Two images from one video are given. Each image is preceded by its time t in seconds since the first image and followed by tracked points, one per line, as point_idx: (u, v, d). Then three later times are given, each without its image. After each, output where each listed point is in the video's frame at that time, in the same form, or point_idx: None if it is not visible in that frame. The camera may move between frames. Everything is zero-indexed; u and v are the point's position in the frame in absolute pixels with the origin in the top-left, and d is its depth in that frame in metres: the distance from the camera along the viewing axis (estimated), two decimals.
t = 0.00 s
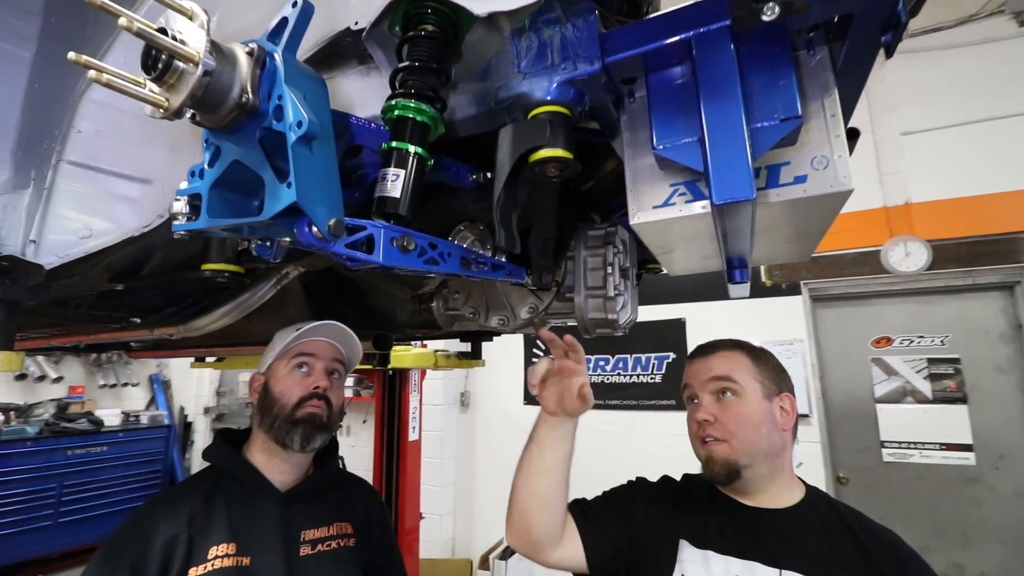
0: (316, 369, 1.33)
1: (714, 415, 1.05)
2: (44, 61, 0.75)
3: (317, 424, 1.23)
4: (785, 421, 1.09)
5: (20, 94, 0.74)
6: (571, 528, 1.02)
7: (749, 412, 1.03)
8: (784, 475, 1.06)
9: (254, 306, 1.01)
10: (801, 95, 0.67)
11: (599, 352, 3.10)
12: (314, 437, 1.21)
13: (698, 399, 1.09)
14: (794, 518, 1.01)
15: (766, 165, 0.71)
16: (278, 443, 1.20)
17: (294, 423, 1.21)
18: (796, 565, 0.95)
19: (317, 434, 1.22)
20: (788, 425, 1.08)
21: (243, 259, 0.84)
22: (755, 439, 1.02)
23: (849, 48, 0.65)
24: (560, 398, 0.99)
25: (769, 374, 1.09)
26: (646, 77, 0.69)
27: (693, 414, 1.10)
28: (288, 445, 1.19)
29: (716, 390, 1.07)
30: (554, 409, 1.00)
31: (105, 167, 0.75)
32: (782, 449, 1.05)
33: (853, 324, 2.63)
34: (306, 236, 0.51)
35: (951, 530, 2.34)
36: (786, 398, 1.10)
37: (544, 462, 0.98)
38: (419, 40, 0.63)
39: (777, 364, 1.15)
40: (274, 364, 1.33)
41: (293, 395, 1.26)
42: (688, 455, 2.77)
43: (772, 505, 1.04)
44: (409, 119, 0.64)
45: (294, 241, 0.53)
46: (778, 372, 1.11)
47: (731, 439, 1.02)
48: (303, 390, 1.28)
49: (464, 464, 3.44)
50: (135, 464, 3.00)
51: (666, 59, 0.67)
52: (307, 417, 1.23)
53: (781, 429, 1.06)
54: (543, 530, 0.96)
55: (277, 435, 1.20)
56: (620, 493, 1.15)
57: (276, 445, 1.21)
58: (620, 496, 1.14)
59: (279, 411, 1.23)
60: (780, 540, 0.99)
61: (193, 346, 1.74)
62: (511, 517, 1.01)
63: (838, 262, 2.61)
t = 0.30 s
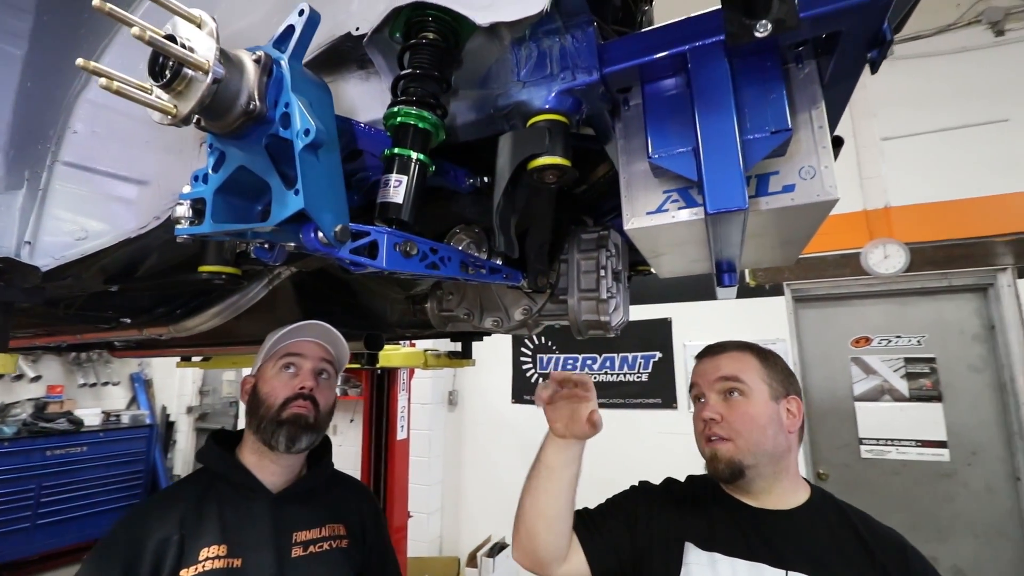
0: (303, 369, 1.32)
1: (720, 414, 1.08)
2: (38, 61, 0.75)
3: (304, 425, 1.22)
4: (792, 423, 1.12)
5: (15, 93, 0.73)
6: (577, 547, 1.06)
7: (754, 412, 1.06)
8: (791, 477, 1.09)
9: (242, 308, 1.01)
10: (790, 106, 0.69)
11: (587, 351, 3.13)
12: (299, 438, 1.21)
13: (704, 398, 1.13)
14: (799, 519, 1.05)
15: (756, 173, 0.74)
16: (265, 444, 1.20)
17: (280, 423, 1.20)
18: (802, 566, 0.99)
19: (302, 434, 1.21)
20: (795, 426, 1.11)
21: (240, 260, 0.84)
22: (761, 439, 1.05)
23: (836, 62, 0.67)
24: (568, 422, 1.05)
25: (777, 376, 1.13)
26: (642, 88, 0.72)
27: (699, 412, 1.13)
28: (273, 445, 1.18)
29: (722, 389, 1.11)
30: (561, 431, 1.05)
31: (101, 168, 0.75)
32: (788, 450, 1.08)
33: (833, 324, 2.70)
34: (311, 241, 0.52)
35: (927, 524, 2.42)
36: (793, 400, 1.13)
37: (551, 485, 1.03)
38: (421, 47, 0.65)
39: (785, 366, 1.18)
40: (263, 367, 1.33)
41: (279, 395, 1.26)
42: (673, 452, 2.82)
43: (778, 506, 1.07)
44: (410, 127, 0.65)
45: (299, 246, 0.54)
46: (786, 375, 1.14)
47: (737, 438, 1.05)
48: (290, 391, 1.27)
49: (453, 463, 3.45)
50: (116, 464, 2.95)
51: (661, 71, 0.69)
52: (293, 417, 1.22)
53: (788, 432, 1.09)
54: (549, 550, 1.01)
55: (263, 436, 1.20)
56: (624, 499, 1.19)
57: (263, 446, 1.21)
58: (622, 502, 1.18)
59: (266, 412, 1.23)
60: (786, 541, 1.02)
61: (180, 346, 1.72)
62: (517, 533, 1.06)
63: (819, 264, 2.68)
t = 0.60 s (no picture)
0: (305, 381, 1.31)
1: (712, 417, 1.13)
2: (23, 57, 0.74)
3: (310, 439, 1.26)
4: (782, 427, 1.16)
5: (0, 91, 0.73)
6: (568, 555, 1.08)
7: (745, 417, 1.11)
8: (780, 480, 1.13)
9: (224, 311, 1.00)
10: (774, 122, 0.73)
11: (568, 354, 3.17)
12: (305, 451, 1.24)
13: (697, 399, 1.17)
14: (786, 520, 1.09)
15: (741, 185, 0.77)
16: (267, 456, 1.20)
17: (288, 437, 1.22)
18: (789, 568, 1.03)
19: (306, 448, 1.25)
20: (785, 431, 1.16)
21: (231, 264, 0.84)
22: (750, 444, 1.09)
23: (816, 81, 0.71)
24: (563, 433, 1.07)
25: (770, 379, 1.17)
26: (633, 101, 0.74)
27: (691, 413, 1.18)
28: (280, 459, 1.20)
29: (715, 392, 1.15)
30: (555, 441, 1.08)
31: (90, 169, 0.74)
32: (777, 454, 1.12)
33: (805, 326, 2.80)
34: (316, 248, 0.53)
35: (892, 519, 2.53)
36: (784, 406, 1.17)
37: (544, 493, 1.05)
38: (420, 58, 0.67)
39: (778, 370, 1.22)
40: (258, 372, 1.27)
41: (284, 409, 1.24)
42: (652, 453, 2.87)
43: (767, 508, 1.11)
44: (410, 134, 0.66)
45: (303, 252, 0.55)
46: (779, 380, 1.19)
47: (728, 442, 1.10)
48: (294, 404, 1.26)
49: (433, 465, 3.44)
50: (82, 470, 2.85)
51: (652, 86, 0.72)
52: (300, 432, 1.24)
53: (778, 436, 1.14)
54: (541, 556, 1.03)
55: (267, 448, 1.20)
56: (613, 502, 1.22)
57: (260, 456, 1.21)
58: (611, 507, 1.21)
59: (270, 425, 1.21)
60: (773, 542, 1.07)
61: (158, 349, 1.69)
62: (509, 539, 1.08)
63: (791, 269, 2.77)
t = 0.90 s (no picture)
0: (297, 390, 1.31)
1: (681, 419, 1.15)
2: None
3: (302, 448, 1.28)
4: (748, 428, 1.21)
5: None
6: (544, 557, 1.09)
7: (713, 418, 1.14)
8: (745, 476, 1.17)
9: (203, 313, 0.98)
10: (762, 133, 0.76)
11: (544, 355, 3.19)
12: (299, 460, 1.27)
13: (667, 402, 1.20)
14: (752, 515, 1.13)
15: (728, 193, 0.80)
16: (260, 466, 1.20)
17: (285, 447, 1.23)
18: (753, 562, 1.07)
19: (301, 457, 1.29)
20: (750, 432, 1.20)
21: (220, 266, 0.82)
22: (717, 445, 1.12)
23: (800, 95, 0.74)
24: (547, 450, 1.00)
25: (735, 381, 1.21)
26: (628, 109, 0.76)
27: (662, 415, 1.20)
28: (276, 468, 1.21)
29: (684, 395, 1.18)
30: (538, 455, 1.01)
31: (69, 167, 0.71)
32: (742, 455, 1.16)
33: (773, 328, 2.89)
34: (320, 252, 0.52)
35: (854, 513, 2.64)
36: (750, 407, 1.23)
37: (525, 504, 1.02)
38: (418, 61, 0.67)
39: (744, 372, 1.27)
40: (249, 381, 1.23)
41: (280, 419, 1.24)
42: (627, 452, 2.92)
43: (733, 505, 1.15)
44: (408, 138, 0.66)
45: (306, 256, 0.54)
46: (744, 382, 1.23)
47: (696, 444, 1.12)
48: (288, 413, 1.26)
49: (408, 468, 3.40)
50: (36, 480, 2.69)
51: (646, 95, 0.74)
52: (295, 441, 1.26)
53: (743, 437, 1.17)
54: (518, 562, 1.04)
55: (262, 459, 1.19)
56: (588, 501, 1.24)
57: (250, 465, 1.20)
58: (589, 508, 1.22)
59: (265, 436, 1.20)
60: (738, 538, 1.10)
61: (122, 353, 1.62)
62: (485, 543, 1.08)
63: (761, 273, 2.86)
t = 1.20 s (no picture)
0: (304, 392, 1.31)
1: (650, 408, 1.19)
2: None
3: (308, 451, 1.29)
4: (714, 418, 1.21)
5: None
6: None
7: (680, 408, 1.16)
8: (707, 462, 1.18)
9: (199, 312, 0.98)
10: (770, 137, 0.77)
11: (534, 355, 3.20)
12: (306, 462, 1.28)
13: (637, 392, 1.23)
14: (710, 498, 1.14)
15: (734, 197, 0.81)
16: (268, 467, 1.19)
17: (292, 449, 1.23)
18: (704, 540, 1.09)
19: (306, 458, 1.28)
20: (716, 421, 1.20)
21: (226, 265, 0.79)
22: (681, 433, 1.14)
23: (805, 102, 0.76)
24: None
25: (704, 373, 1.22)
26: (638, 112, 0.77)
27: (633, 405, 1.24)
28: (282, 470, 1.21)
29: (654, 385, 1.21)
30: None
31: (72, 162, 0.69)
32: (708, 443, 1.16)
33: (760, 329, 2.94)
34: (342, 250, 0.52)
35: (838, 510, 2.70)
36: (716, 397, 1.22)
37: None
38: (431, 60, 0.66)
39: (714, 364, 1.27)
40: (256, 382, 1.22)
41: (288, 421, 1.23)
42: (616, 451, 2.95)
43: (693, 488, 1.16)
44: (423, 137, 0.65)
45: (326, 255, 0.54)
46: (712, 375, 1.23)
47: (663, 433, 1.16)
48: (296, 414, 1.26)
49: (396, 469, 3.37)
50: (14, 483, 2.61)
51: (658, 99, 0.74)
52: (302, 443, 1.26)
53: (709, 426, 1.18)
54: None
55: (270, 460, 1.19)
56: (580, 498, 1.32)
57: (256, 467, 1.19)
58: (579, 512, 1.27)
59: (274, 438, 1.20)
60: (693, 518, 1.12)
61: (106, 353, 1.57)
62: None
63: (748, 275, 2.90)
